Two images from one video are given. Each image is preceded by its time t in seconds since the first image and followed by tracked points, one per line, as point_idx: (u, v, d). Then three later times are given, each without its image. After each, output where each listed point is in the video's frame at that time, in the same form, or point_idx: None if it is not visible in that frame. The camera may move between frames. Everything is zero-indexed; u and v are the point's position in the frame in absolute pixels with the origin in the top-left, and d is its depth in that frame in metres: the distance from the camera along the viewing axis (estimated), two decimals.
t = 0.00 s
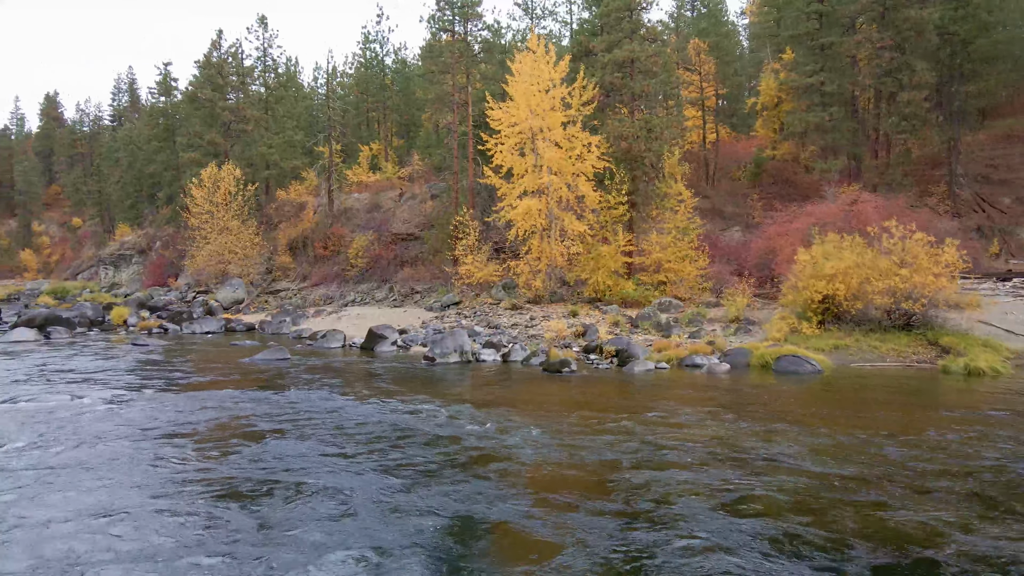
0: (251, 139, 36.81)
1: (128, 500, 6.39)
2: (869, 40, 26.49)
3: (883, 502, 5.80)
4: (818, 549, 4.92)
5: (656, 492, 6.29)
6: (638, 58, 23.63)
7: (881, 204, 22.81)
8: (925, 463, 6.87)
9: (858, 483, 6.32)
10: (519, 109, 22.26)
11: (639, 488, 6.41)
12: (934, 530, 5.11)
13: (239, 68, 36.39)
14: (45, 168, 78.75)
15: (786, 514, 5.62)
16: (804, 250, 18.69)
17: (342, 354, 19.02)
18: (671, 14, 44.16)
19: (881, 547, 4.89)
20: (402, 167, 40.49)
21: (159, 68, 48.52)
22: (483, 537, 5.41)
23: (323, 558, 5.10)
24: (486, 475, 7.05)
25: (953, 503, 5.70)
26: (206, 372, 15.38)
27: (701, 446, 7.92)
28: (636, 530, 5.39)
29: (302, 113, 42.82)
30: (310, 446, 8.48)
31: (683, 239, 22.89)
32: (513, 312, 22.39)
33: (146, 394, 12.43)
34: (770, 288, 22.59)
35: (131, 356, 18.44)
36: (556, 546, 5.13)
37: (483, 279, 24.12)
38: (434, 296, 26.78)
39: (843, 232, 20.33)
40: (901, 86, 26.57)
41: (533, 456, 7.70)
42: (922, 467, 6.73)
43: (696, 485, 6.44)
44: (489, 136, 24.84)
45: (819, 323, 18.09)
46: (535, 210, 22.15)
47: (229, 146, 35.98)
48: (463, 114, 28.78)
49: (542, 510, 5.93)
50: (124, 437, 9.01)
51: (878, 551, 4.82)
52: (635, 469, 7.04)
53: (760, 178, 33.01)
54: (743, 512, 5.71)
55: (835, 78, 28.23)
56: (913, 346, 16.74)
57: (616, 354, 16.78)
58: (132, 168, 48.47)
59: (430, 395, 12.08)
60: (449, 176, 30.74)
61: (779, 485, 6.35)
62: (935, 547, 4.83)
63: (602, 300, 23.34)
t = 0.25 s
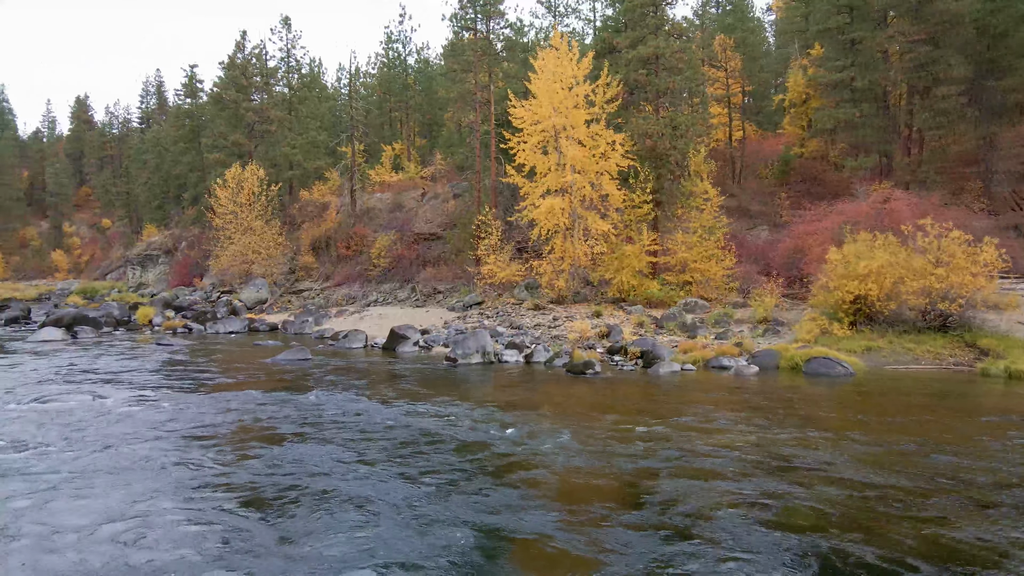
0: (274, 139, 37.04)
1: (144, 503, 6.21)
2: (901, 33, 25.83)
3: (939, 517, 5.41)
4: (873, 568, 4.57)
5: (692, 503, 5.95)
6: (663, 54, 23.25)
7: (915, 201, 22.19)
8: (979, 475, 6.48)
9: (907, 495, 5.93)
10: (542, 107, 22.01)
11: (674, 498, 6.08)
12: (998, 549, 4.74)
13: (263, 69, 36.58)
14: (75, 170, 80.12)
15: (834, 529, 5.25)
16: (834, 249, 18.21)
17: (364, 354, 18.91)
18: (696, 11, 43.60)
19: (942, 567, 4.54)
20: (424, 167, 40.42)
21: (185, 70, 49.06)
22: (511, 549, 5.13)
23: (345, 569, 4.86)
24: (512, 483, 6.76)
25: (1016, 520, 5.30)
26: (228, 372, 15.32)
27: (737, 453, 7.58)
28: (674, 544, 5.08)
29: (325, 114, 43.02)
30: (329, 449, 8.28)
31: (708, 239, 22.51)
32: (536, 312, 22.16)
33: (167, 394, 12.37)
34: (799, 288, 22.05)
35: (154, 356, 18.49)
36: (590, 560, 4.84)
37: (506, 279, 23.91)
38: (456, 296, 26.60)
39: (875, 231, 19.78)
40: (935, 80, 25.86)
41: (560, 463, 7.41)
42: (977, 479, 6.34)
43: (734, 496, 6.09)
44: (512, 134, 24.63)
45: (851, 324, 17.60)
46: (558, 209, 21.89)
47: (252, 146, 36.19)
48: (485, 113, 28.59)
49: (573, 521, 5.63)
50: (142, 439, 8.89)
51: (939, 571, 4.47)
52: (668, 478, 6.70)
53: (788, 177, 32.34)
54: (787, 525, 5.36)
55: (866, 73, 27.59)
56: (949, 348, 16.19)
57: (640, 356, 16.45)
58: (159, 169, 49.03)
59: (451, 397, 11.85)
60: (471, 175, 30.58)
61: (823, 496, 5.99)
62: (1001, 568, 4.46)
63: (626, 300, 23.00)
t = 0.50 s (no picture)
0: (300, 139, 37.39)
1: (161, 511, 6.07)
2: (937, 26, 25.10)
3: (997, 535, 5.06)
4: None
5: (729, 516, 5.66)
6: (691, 50, 22.83)
7: (953, 198, 21.50)
8: None
9: (958, 510, 5.57)
10: (567, 104, 21.74)
11: (708, 510, 5.78)
12: None
13: (289, 70, 36.77)
14: (108, 172, 81.53)
15: (883, 547, 4.92)
16: (868, 248, 17.68)
17: (388, 355, 18.82)
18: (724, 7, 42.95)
19: None
20: (449, 167, 40.37)
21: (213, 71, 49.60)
22: (540, 564, 4.88)
23: None
24: (538, 492, 6.52)
25: None
26: (253, 372, 15.29)
27: (774, 463, 7.26)
28: (712, 561, 4.79)
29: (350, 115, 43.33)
30: (352, 454, 8.10)
31: (737, 239, 21.97)
32: (561, 312, 21.91)
33: (191, 395, 12.35)
34: (832, 289, 21.49)
35: (180, 356, 18.57)
36: None
37: (531, 279, 23.69)
38: (481, 296, 26.44)
39: (912, 229, 19.18)
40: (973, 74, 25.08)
41: (589, 471, 7.14)
42: None
43: (773, 509, 5.78)
44: (536, 133, 24.42)
45: (887, 325, 17.07)
46: (584, 208, 21.63)
47: (279, 147, 36.43)
48: (510, 112, 28.41)
49: (603, 534, 5.37)
50: (164, 441, 8.82)
51: None
52: (702, 489, 6.40)
53: (819, 175, 31.66)
54: (833, 542, 5.03)
55: (900, 68, 26.88)
56: (991, 350, 15.59)
57: (668, 357, 16.11)
58: (189, 171, 49.62)
59: (476, 400, 11.65)
60: (496, 174, 30.40)
61: (869, 510, 5.65)
62: None
63: (653, 301, 22.64)
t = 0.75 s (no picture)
0: (325, 139, 37.57)
1: (179, 518, 5.92)
2: (974, 17, 24.34)
3: None
4: None
5: (770, 530, 5.36)
6: (719, 44, 22.38)
7: (993, 195, 20.78)
8: None
9: (1019, 527, 5.21)
10: (593, 101, 21.44)
11: (749, 523, 5.49)
12: None
13: (315, 70, 36.91)
14: (139, 174, 82.80)
15: (937, 565, 4.60)
16: (904, 246, 17.11)
17: (412, 355, 18.70)
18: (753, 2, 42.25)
19: None
20: (474, 166, 40.27)
21: (240, 72, 50.07)
22: None
23: None
24: (566, 501, 6.26)
25: None
26: (277, 373, 15.25)
27: (815, 472, 6.90)
28: None
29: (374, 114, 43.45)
30: (374, 459, 7.93)
31: (767, 238, 21.44)
32: (587, 312, 21.65)
33: (215, 395, 12.30)
34: (865, 288, 20.93)
35: (205, 356, 18.62)
36: None
37: (556, 278, 23.45)
38: (505, 296, 26.24)
39: (950, 228, 18.56)
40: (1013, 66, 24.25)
41: (619, 479, 6.88)
42: None
43: (818, 522, 5.47)
44: (561, 131, 24.15)
45: (923, 326, 16.51)
46: (610, 207, 21.31)
47: (304, 147, 36.58)
48: (535, 110, 28.19)
49: (637, 549, 5.10)
50: (186, 443, 8.73)
51: None
52: (739, 500, 6.10)
53: (851, 172, 30.95)
54: (883, 560, 4.72)
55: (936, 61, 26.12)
56: None
57: (697, 359, 15.74)
58: (217, 172, 50.16)
59: (501, 402, 11.43)
60: (521, 173, 30.18)
61: (919, 525, 5.32)
62: None
63: (680, 301, 22.26)
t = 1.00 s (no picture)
0: (350, 138, 37.74)
1: (195, 524, 5.76)
2: (1015, 8, 23.51)
3: None
4: None
5: (813, 546, 5.06)
6: (749, 39, 21.89)
7: None
8: None
9: None
10: (619, 98, 21.11)
11: (790, 539, 5.19)
12: None
13: (340, 70, 36.99)
14: (169, 175, 84.00)
15: None
16: (943, 245, 16.53)
17: (436, 356, 18.54)
18: None
19: None
20: (499, 165, 40.13)
21: (267, 75, 50.62)
22: None
23: None
24: (596, 511, 6.01)
25: None
26: (301, 373, 15.19)
27: (859, 483, 6.56)
28: None
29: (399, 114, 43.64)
30: (396, 464, 7.74)
31: (798, 236, 20.89)
32: (613, 313, 21.33)
33: (237, 395, 12.22)
34: (901, 288, 20.31)
35: (231, 355, 18.66)
36: None
37: (582, 278, 23.17)
38: (530, 296, 26.00)
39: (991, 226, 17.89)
40: None
41: (650, 489, 6.59)
42: None
43: (865, 539, 5.15)
44: (587, 128, 23.85)
45: (963, 328, 15.93)
46: (636, 205, 20.95)
47: (329, 147, 36.83)
48: (560, 108, 27.92)
49: (669, 565, 4.83)
50: (206, 445, 8.61)
51: None
52: (777, 514, 5.80)
53: (885, 169, 30.16)
54: None
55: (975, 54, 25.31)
56: None
57: (726, 361, 15.35)
58: (244, 173, 50.63)
59: (526, 405, 11.19)
60: (546, 171, 29.92)
61: (973, 543, 4.98)
62: None
63: (708, 301, 21.82)
